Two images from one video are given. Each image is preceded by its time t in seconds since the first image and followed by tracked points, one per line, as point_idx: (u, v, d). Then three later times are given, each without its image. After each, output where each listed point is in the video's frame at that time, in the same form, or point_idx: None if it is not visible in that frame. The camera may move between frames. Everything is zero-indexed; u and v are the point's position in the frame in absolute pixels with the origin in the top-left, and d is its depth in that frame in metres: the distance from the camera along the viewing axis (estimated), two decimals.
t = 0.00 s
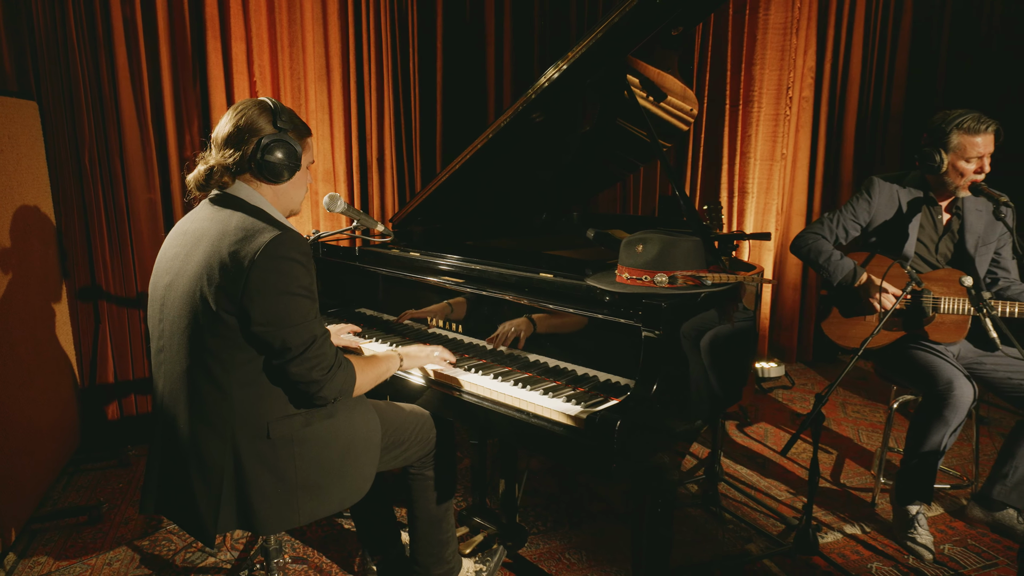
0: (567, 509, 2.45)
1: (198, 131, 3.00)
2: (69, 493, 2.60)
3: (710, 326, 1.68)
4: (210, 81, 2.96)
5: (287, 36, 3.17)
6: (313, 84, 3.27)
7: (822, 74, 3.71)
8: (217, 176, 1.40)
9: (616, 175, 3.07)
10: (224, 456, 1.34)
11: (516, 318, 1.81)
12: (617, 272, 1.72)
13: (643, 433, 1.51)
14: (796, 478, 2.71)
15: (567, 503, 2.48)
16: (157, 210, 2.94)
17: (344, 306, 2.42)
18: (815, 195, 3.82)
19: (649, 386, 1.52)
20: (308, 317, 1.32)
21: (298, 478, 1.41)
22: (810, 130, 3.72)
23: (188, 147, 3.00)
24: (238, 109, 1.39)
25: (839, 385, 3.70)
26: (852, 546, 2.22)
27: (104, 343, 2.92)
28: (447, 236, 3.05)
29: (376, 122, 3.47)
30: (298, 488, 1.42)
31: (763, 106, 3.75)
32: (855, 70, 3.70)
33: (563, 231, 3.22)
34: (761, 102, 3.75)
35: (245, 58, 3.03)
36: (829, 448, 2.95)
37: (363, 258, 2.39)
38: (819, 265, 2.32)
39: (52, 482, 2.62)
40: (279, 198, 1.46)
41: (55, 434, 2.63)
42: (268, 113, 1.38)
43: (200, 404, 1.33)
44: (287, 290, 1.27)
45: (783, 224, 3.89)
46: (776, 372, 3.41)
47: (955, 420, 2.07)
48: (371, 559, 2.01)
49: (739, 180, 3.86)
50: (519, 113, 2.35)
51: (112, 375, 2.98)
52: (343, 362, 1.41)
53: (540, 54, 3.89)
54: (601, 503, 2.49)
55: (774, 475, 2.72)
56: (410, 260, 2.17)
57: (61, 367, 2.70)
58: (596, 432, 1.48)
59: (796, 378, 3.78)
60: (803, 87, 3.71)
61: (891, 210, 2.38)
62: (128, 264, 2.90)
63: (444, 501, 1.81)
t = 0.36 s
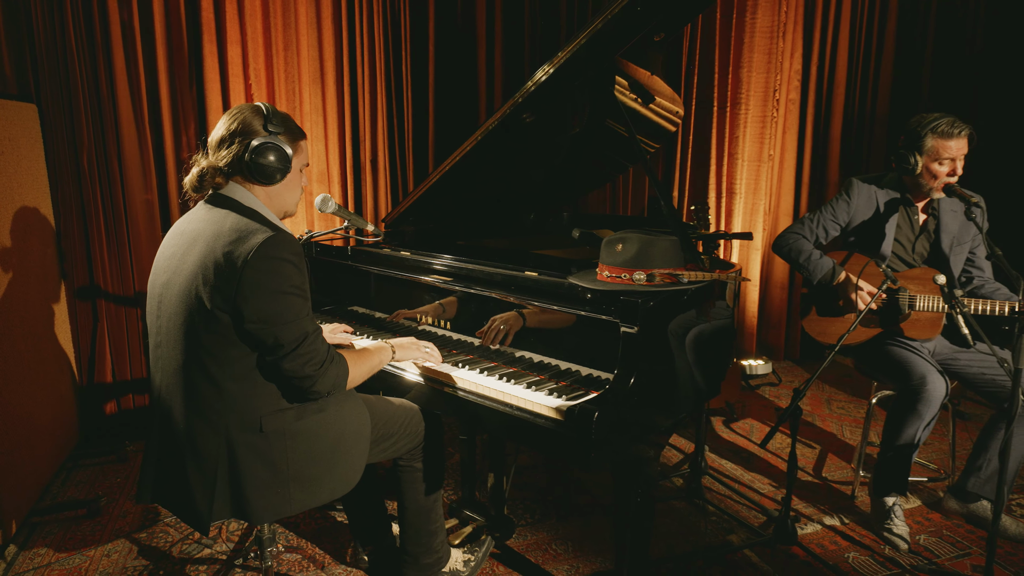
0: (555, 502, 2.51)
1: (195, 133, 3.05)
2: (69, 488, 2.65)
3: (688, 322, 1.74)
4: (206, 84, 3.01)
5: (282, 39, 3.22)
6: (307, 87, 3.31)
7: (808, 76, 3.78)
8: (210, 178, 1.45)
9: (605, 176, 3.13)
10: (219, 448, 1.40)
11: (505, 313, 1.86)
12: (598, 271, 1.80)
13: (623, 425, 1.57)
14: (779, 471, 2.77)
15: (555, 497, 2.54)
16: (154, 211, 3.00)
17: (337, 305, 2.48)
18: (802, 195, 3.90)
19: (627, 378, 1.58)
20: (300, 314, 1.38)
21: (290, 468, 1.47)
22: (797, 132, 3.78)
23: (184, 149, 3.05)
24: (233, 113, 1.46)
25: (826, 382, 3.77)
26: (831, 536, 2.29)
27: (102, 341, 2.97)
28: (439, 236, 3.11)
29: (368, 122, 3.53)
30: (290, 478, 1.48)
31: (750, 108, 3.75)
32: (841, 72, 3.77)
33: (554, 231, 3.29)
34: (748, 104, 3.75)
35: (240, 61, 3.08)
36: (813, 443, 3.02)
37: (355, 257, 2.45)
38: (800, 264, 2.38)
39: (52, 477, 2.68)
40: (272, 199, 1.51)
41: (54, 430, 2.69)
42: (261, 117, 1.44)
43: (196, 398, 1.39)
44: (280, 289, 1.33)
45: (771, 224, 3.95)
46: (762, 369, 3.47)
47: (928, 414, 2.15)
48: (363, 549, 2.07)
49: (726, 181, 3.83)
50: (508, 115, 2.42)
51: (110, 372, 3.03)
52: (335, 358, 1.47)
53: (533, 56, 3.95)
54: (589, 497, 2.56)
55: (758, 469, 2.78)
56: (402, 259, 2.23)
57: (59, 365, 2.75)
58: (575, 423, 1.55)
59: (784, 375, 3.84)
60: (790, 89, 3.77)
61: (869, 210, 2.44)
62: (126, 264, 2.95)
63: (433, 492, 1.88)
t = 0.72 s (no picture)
0: (541, 495, 2.58)
1: (190, 135, 3.10)
2: (66, 482, 2.70)
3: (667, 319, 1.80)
4: (201, 86, 3.07)
5: (275, 42, 3.26)
6: (300, 89, 3.35)
7: (793, 79, 3.85)
8: (200, 180, 1.53)
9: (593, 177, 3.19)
10: (211, 440, 1.46)
11: (493, 317, 1.93)
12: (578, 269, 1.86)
13: (600, 417, 1.64)
14: (761, 465, 2.84)
15: (541, 491, 2.61)
16: (150, 211, 3.05)
17: (328, 303, 2.54)
18: (788, 196, 3.97)
19: (603, 372, 1.64)
20: (287, 313, 1.44)
21: (279, 460, 1.53)
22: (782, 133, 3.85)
23: (179, 151, 3.10)
24: (224, 116, 1.51)
25: (811, 379, 3.85)
26: (808, 528, 2.36)
27: (98, 339, 3.02)
28: (430, 236, 3.17)
29: (359, 123, 3.54)
30: (279, 470, 1.54)
31: (736, 110, 3.82)
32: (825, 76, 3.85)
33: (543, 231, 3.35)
34: (734, 107, 3.82)
35: (234, 64, 3.13)
36: (795, 439, 3.09)
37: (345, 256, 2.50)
38: (779, 263, 2.45)
39: (49, 471, 2.73)
40: (263, 200, 1.56)
41: (51, 426, 2.74)
42: (250, 120, 1.50)
43: (189, 392, 1.45)
44: (267, 289, 1.39)
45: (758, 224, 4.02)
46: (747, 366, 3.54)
47: (901, 408, 2.21)
48: (353, 540, 2.13)
49: (713, 182, 3.89)
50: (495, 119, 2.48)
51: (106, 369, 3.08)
52: (319, 356, 1.53)
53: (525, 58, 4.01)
54: (575, 490, 2.62)
55: (740, 464, 2.85)
56: (389, 258, 2.29)
57: (56, 363, 2.80)
58: (552, 415, 1.61)
59: (769, 372, 3.91)
60: (775, 92, 3.84)
61: (847, 210, 2.51)
62: (122, 263, 3.01)
63: (420, 483, 1.94)
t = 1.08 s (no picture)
0: (526, 492, 2.64)
1: (183, 141, 3.16)
2: (61, 480, 2.76)
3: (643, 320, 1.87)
4: (194, 92, 3.12)
5: (267, 48, 3.31)
6: (292, 94, 3.39)
7: (777, 84, 3.93)
8: (188, 179, 1.58)
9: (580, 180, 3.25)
10: (200, 439, 1.52)
11: (487, 318, 1.98)
12: (557, 272, 1.93)
13: (576, 414, 1.71)
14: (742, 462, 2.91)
15: (527, 487, 2.67)
16: (144, 215, 3.11)
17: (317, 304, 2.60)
18: (773, 199, 4.04)
19: (578, 371, 1.71)
20: (271, 317, 1.50)
21: (266, 458, 1.59)
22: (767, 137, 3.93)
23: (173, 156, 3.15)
24: (216, 124, 1.58)
25: (795, 378, 3.92)
26: (784, 522, 2.43)
27: (94, 340, 3.08)
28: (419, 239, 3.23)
29: (350, 124, 3.57)
30: (266, 467, 1.60)
31: (721, 115, 3.90)
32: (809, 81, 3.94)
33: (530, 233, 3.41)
34: (719, 111, 3.89)
35: (227, 70, 3.19)
36: (776, 437, 3.16)
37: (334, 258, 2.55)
38: (758, 263, 2.53)
39: (45, 469, 2.78)
40: (247, 206, 1.62)
41: (47, 425, 2.79)
42: (242, 128, 1.57)
43: (178, 393, 1.51)
44: (251, 294, 1.45)
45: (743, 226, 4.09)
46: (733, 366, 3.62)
47: (873, 405, 2.28)
48: (341, 535, 2.20)
49: (699, 185, 3.96)
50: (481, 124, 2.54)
51: (102, 370, 3.14)
52: (306, 357, 1.59)
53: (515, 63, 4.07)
54: (559, 487, 2.69)
55: (721, 461, 2.92)
56: (377, 260, 2.34)
57: (52, 363, 2.86)
58: (528, 412, 1.67)
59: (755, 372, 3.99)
60: (759, 97, 3.92)
61: (824, 212, 2.58)
62: (117, 265, 3.06)
63: (404, 479, 2.00)
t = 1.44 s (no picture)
0: (512, 489, 2.70)
1: (177, 145, 3.21)
2: (58, 478, 2.81)
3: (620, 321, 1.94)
4: (188, 96, 3.18)
5: (259, 54, 3.35)
6: (284, 99, 3.43)
7: (763, 88, 4.00)
8: (178, 189, 1.64)
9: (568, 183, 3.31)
10: (192, 438, 1.58)
11: (479, 323, 2.01)
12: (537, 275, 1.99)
13: (553, 412, 1.76)
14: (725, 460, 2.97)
15: (513, 485, 2.73)
16: (139, 218, 3.16)
17: (309, 305, 2.67)
18: (759, 201, 4.11)
19: (555, 371, 1.77)
20: (265, 320, 1.56)
21: (257, 457, 1.65)
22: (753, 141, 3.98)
23: (167, 160, 3.21)
24: (200, 131, 1.63)
25: (781, 378, 3.99)
26: (763, 518, 2.49)
27: (89, 340, 3.14)
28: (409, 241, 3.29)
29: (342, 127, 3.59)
30: (256, 466, 1.66)
31: (708, 118, 3.96)
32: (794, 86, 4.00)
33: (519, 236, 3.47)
34: (706, 114, 3.95)
35: (220, 75, 3.24)
36: (759, 435, 3.23)
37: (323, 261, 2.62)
38: (738, 266, 2.61)
39: (42, 467, 2.84)
40: (237, 209, 1.68)
41: (43, 424, 2.85)
42: (225, 133, 1.62)
43: (171, 394, 1.57)
44: (244, 299, 1.51)
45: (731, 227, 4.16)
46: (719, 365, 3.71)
47: (847, 404, 2.35)
48: (329, 531, 2.25)
49: (686, 187, 4.02)
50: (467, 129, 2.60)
51: (98, 369, 3.20)
52: (302, 357, 1.65)
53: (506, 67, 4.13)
54: (544, 484, 2.75)
55: (704, 458, 2.99)
56: (364, 263, 2.40)
57: (49, 363, 2.92)
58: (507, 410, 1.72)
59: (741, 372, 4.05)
60: (746, 100, 3.98)
61: (802, 215, 2.65)
62: (112, 267, 3.12)
63: (391, 476, 2.06)
